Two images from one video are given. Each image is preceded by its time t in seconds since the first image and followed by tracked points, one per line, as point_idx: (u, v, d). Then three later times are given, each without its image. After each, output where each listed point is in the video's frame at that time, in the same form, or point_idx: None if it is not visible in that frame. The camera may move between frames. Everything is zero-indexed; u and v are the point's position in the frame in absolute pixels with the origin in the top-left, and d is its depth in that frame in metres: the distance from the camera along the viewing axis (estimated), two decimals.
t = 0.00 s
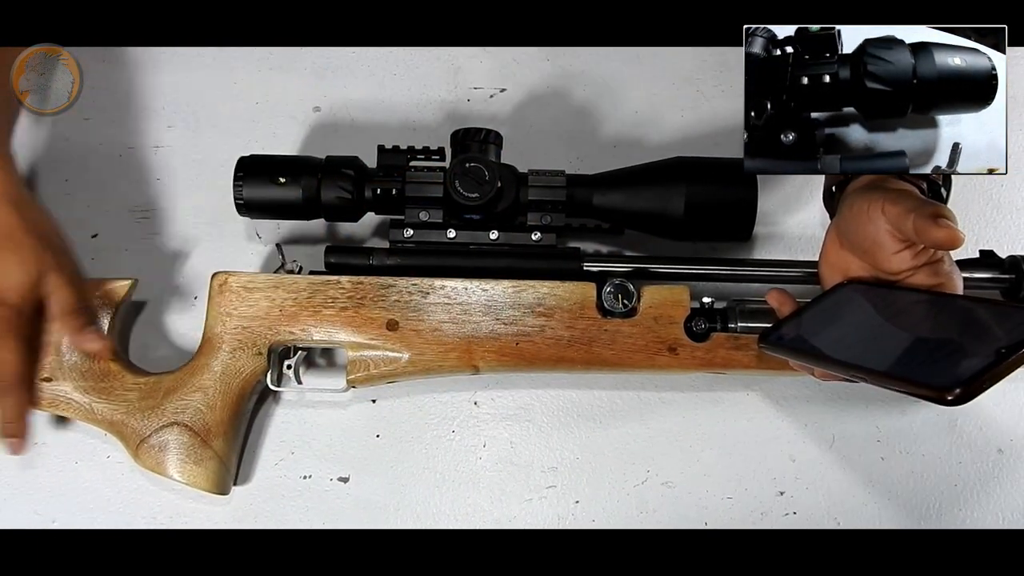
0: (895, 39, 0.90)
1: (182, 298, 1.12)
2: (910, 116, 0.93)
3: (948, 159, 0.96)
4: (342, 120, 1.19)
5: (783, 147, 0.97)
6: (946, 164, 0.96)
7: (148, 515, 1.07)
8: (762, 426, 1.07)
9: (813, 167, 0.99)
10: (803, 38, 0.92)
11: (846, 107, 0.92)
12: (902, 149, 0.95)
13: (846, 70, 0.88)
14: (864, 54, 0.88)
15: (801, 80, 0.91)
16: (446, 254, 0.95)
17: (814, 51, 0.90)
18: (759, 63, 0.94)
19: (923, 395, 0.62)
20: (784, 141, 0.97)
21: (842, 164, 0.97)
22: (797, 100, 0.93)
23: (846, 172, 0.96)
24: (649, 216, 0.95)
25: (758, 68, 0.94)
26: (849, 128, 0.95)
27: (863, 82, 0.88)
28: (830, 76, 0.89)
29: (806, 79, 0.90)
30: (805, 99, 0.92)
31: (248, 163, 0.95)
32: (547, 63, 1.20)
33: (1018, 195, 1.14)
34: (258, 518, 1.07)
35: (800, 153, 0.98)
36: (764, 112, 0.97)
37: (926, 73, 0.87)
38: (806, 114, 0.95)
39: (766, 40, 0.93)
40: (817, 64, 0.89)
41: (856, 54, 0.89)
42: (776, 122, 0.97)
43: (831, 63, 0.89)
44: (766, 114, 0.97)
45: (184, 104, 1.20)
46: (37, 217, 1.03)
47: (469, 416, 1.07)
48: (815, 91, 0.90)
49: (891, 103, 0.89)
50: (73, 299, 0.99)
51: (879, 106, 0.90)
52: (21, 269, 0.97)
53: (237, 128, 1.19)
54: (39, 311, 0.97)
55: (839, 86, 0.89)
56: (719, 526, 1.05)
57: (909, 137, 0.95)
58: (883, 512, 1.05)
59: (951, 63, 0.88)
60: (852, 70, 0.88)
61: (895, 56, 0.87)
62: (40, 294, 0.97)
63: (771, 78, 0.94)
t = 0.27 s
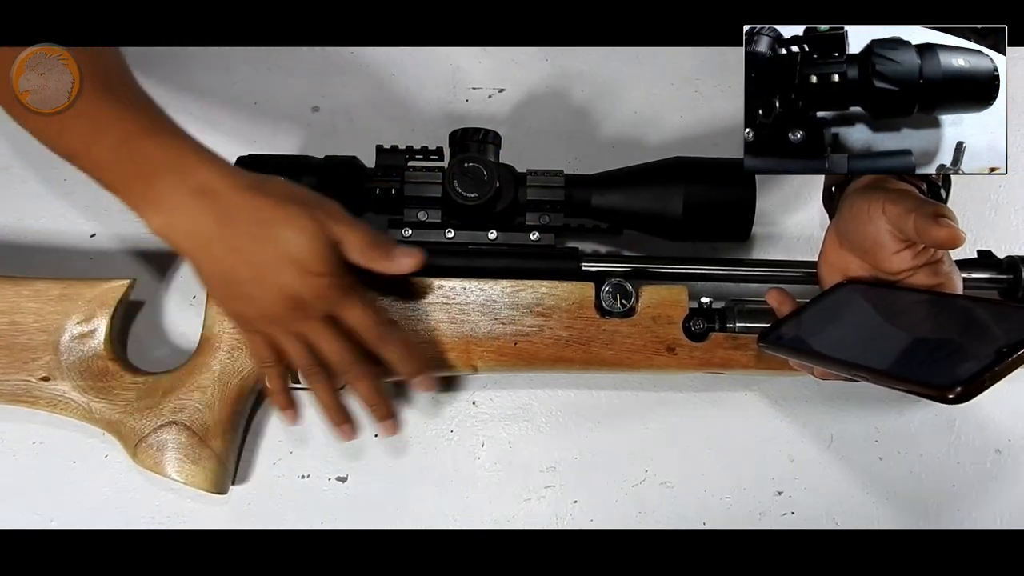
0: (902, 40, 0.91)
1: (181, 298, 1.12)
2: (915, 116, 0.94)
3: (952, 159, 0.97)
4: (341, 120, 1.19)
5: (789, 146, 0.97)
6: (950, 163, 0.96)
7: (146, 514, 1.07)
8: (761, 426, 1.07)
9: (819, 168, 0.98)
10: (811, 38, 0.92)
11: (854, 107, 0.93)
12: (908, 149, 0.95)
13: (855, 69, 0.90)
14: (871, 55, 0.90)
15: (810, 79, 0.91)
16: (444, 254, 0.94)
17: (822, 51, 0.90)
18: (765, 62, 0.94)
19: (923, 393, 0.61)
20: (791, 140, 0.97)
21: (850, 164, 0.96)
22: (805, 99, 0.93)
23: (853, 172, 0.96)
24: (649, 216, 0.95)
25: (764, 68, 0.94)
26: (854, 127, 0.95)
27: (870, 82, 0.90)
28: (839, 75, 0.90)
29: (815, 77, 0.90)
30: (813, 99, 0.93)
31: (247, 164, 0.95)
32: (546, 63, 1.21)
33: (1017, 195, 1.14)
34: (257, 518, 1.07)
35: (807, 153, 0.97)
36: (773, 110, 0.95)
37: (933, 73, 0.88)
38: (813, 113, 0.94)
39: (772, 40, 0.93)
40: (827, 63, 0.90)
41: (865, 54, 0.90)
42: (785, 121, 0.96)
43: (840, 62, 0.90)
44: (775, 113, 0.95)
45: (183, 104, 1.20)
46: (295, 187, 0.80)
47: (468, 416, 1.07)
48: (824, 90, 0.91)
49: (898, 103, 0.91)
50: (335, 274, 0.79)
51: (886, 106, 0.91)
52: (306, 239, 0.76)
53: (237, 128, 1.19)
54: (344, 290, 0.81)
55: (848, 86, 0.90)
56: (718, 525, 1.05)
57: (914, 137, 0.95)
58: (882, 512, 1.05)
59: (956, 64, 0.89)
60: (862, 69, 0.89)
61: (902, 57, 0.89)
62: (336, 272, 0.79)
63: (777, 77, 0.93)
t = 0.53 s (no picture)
0: (909, 41, 0.90)
1: (181, 298, 1.12)
2: (922, 116, 0.92)
3: (957, 158, 0.96)
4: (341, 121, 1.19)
5: (797, 146, 0.97)
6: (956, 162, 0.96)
7: (146, 515, 1.07)
8: (761, 426, 1.07)
9: (827, 168, 0.97)
10: (821, 39, 0.91)
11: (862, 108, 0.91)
12: (915, 148, 0.95)
13: (865, 69, 0.88)
14: (882, 55, 0.88)
15: (821, 79, 0.89)
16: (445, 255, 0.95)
17: (832, 52, 0.90)
18: (773, 62, 0.91)
19: (928, 394, 0.61)
20: (800, 139, 0.96)
21: (859, 164, 0.96)
22: (813, 99, 0.91)
23: (861, 172, 0.95)
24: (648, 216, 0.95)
25: (773, 67, 0.91)
26: (860, 128, 0.95)
27: (881, 82, 0.88)
28: (849, 76, 0.88)
29: (825, 77, 0.89)
30: (822, 99, 0.91)
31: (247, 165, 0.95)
32: (546, 64, 1.21)
33: (1016, 195, 1.14)
34: (256, 518, 1.06)
35: (816, 152, 0.97)
36: (782, 109, 0.94)
37: (943, 74, 0.87)
38: (821, 113, 0.93)
39: (780, 40, 0.91)
40: (836, 63, 0.89)
41: (874, 54, 0.89)
42: (793, 121, 0.94)
43: (850, 62, 0.89)
44: (783, 112, 0.94)
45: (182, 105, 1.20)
46: (424, 156, 0.78)
47: (468, 416, 1.08)
48: (834, 90, 0.89)
49: (908, 105, 0.89)
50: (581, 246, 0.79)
51: (895, 108, 0.90)
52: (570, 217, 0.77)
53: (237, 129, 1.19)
54: (559, 281, 0.82)
55: (858, 86, 0.89)
56: (718, 525, 1.04)
57: (920, 137, 0.95)
58: (882, 512, 1.05)
59: (963, 65, 0.88)
60: (872, 69, 0.88)
61: (912, 57, 0.87)
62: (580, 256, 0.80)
63: (786, 76, 0.91)
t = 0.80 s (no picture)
0: (916, 43, 0.91)
1: (182, 298, 1.12)
2: (927, 117, 0.93)
3: (960, 158, 0.97)
4: (342, 120, 1.19)
5: (807, 146, 0.95)
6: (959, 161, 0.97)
7: (147, 514, 1.07)
8: (761, 426, 1.07)
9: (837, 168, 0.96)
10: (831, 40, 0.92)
11: (869, 108, 0.92)
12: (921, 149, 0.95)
13: (875, 70, 0.89)
14: (890, 57, 0.89)
15: (832, 80, 0.90)
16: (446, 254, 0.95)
17: (842, 52, 0.91)
18: (784, 62, 0.92)
19: (927, 392, 0.61)
20: (811, 139, 0.95)
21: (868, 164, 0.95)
22: (824, 100, 0.91)
23: (870, 172, 0.94)
24: (649, 216, 0.95)
25: (781, 67, 0.93)
26: (866, 128, 0.95)
27: (890, 83, 0.89)
28: (860, 77, 0.89)
29: (836, 78, 0.89)
30: (832, 100, 0.91)
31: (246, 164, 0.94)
32: (547, 64, 1.21)
33: (1017, 195, 1.14)
34: (257, 518, 1.07)
35: (826, 152, 0.96)
36: (792, 109, 0.93)
37: (949, 76, 0.88)
38: (831, 113, 0.93)
39: (786, 40, 0.93)
40: (846, 64, 0.90)
41: (881, 56, 0.90)
42: (801, 122, 0.94)
43: (858, 63, 0.90)
44: (793, 113, 0.93)
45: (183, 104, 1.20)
46: (370, 174, 0.77)
47: (469, 416, 1.08)
48: (844, 91, 0.90)
49: (915, 106, 0.90)
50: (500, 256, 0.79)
51: (902, 110, 0.91)
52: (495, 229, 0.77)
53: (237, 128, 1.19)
54: (475, 294, 0.81)
55: (867, 87, 0.90)
56: (719, 525, 1.04)
57: (925, 137, 0.95)
58: (883, 512, 1.05)
59: (967, 68, 0.89)
60: (881, 70, 0.89)
61: (919, 58, 0.89)
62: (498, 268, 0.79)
63: (796, 77, 0.91)
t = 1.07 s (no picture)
0: (924, 47, 0.91)
1: (183, 298, 1.12)
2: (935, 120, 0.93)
3: (965, 158, 0.97)
4: (342, 120, 1.19)
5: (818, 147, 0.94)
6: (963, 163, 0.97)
7: (147, 514, 1.07)
8: (762, 426, 1.07)
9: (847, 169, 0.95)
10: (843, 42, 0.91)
11: (880, 112, 0.92)
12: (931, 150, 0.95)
13: (886, 73, 0.89)
14: (902, 60, 0.89)
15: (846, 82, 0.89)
16: (447, 254, 0.95)
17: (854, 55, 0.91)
18: (797, 62, 0.90)
19: (927, 393, 0.61)
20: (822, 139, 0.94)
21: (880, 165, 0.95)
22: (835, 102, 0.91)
23: (883, 172, 0.95)
24: (651, 215, 0.95)
25: (793, 68, 0.90)
26: (873, 130, 0.94)
27: (902, 86, 0.89)
28: (872, 80, 0.89)
29: (849, 81, 0.89)
30: (843, 102, 0.91)
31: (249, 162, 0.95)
32: (548, 64, 1.21)
33: (1018, 195, 1.14)
34: (258, 517, 1.07)
35: (835, 153, 0.95)
36: (808, 114, 0.90)
37: (956, 80, 0.89)
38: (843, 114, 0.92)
39: (793, 41, 0.91)
40: (860, 67, 0.89)
41: (892, 58, 0.90)
42: (814, 125, 0.92)
43: (870, 66, 0.89)
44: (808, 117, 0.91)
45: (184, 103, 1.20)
46: (239, 176, 0.80)
47: (470, 415, 1.08)
48: (856, 94, 0.90)
49: (924, 110, 0.91)
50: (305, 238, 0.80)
51: (911, 115, 0.91)
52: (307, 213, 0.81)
53: (238, 128, 1.19)
54: (269, 282, 0.80)
55: (879, 90, 0.90)
56: (720, 525, 1.04)
57: (933, 139, 0.95)
58: (884, 512, 1.05)
59: (973, 72, 0.90)
60: (892, 73, 0.89)
61: (929, 63, 0.89)
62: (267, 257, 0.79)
63: (810, 79, 0.90)
